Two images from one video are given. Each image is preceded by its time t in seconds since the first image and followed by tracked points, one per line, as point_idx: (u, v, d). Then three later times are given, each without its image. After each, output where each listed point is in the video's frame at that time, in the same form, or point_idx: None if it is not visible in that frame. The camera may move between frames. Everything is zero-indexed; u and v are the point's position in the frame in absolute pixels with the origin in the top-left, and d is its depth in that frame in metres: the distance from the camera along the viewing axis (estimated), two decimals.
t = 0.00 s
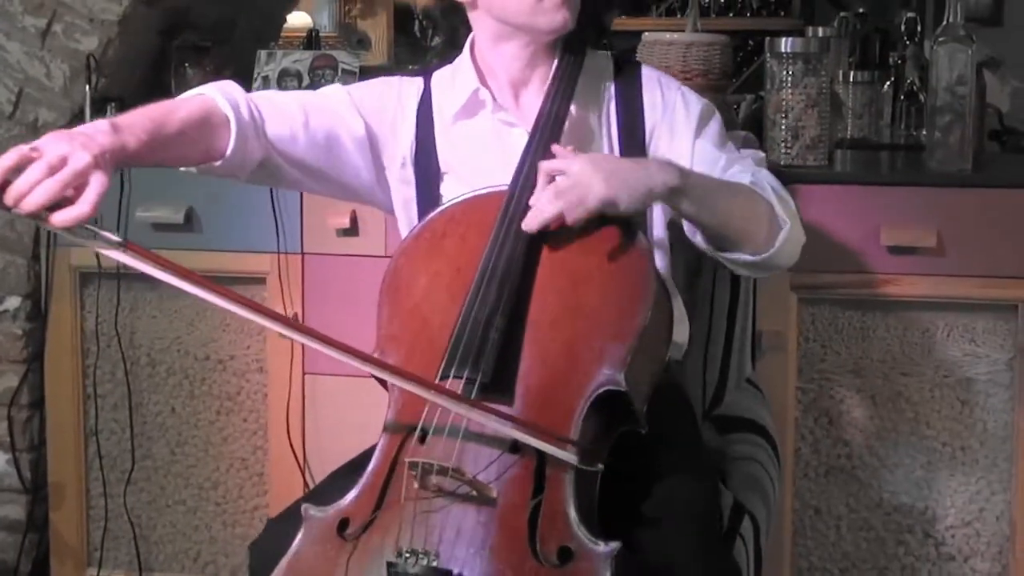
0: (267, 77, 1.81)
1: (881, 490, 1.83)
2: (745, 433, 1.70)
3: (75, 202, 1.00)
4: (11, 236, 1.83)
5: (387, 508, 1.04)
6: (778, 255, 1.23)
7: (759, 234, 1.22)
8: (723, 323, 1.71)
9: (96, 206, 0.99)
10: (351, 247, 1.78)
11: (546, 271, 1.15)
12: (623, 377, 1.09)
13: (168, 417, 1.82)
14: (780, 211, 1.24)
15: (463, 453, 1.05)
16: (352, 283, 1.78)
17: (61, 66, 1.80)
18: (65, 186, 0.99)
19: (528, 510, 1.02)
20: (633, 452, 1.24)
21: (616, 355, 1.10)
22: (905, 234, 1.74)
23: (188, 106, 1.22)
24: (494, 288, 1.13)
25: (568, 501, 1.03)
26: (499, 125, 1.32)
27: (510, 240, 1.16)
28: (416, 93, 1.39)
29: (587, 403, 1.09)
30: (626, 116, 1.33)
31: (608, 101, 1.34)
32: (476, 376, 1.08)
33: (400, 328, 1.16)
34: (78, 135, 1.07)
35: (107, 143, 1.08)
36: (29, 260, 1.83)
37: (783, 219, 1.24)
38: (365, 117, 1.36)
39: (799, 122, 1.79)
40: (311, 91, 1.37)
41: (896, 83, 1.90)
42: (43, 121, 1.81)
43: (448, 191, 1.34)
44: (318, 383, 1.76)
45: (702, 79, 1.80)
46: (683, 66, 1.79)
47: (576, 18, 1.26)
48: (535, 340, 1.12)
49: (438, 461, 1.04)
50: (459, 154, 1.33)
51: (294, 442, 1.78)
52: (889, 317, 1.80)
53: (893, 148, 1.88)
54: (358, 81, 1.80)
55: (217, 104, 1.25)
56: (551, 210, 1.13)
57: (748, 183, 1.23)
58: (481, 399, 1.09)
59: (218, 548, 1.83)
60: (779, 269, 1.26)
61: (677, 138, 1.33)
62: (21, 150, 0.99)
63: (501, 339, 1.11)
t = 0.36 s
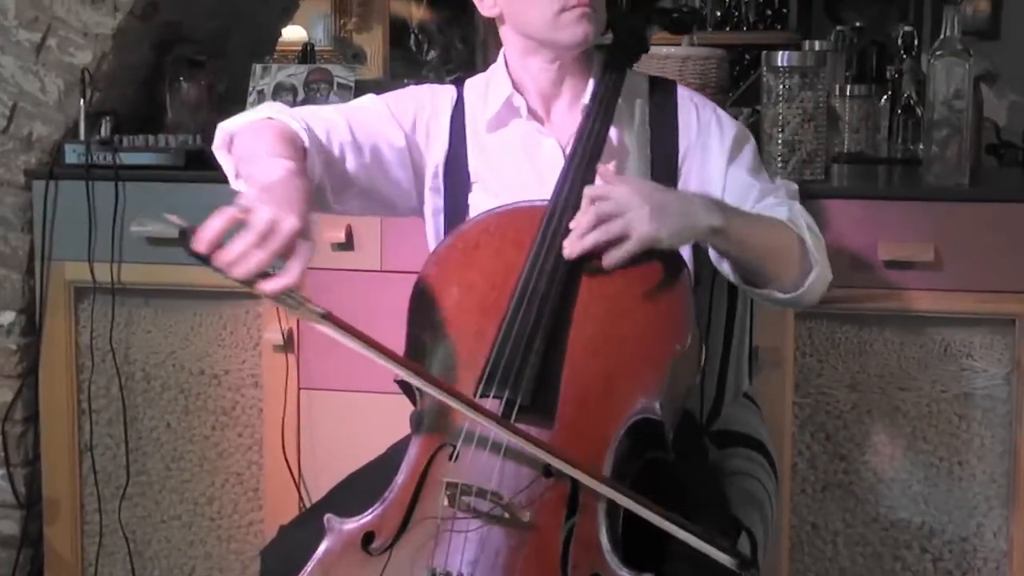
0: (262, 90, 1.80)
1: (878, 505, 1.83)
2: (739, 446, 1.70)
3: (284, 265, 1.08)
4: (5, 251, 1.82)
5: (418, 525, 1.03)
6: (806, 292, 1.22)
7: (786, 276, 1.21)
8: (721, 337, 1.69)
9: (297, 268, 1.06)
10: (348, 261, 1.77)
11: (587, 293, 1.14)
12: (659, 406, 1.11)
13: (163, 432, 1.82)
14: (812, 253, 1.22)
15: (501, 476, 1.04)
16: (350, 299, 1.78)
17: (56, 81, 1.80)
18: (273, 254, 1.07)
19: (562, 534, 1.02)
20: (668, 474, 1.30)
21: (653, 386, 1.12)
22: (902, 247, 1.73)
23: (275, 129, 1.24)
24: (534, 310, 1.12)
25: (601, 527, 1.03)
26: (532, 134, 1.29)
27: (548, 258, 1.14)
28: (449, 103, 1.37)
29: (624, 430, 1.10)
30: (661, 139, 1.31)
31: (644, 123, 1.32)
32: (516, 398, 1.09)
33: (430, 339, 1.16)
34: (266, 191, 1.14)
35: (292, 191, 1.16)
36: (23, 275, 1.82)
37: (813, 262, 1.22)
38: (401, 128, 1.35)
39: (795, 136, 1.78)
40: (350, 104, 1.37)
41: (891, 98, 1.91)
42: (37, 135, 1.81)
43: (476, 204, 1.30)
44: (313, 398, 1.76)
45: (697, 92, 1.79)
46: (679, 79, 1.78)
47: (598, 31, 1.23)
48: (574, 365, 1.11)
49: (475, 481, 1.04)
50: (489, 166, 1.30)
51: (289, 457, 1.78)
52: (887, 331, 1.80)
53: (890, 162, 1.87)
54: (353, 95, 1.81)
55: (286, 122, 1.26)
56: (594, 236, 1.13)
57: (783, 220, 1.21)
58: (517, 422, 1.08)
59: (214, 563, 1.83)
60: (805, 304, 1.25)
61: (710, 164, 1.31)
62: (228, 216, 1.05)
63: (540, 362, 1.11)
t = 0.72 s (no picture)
0: (257, 104, 1.80)
1: (875, 520, 1.82)
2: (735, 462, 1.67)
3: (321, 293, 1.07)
4: None
5: (408, 541, 1.02)
6: (792, 322, 1.22)
7: (772, 301, 1.21)
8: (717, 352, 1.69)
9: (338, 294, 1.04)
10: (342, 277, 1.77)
11: (576, 308, 1.14)
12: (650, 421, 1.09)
13: (158, 447, 1.81)
14: (798, 283, 1.22)
15: (490, 490, 1.03)
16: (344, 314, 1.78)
17: (51, 95, 1.79)
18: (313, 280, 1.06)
19: (551, 549, 1.00)
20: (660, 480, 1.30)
21: (645, 399, 1.10)
22: (898, 262, 1.73)
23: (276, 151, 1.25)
24: (524, 325, 1.12)
25: (591, 546, 1.01)
26: (531, 158, 1.29)
27: (540, 275, 1.14)
28: (447, 119, 1.36)
29: (615, 445, 1.08)
30: (659, 160, 1.32)
31: (643, 143, 1.32)
32: (504, 413, 1.07)
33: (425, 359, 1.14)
34: (298, 215, 1.12)
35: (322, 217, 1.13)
36: (17, 289, 1.81)
37: (799, 292, 1.22)
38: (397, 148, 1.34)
39: (791, 150, 1.78)
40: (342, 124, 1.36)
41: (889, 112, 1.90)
42: (32, 149, 1.80)
43: (473, 223, 1.30)
44: (308, 413, 1.76)
45: (693, 106, 1.79)
46: (675, 93, 1.78)
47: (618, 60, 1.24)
48: (564, 375, 1.10)
49: (463, 495, 1.03)
50: (485, 185, 1.30)
51: (284, 472, 1.77)
52: (883, 346, 1.79)
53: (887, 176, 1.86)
54: (348, 110, 1.80)
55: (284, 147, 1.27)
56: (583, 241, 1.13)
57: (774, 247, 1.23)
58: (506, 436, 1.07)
59: None
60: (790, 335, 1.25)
61: (706, 189, 1.31)
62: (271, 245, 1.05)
63: (531, 377, 1.10)
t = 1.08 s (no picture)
0: (252, 118, 1.80)
1: (872, 536, 1.82)
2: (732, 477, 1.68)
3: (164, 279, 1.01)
4: None
5: (371, 554, 1.02)
6: (763, 311, 1.22)
7: (739, 292, 1.21)
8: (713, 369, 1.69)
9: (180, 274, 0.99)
10: (336, 291, 1.76)
11: (527, 316, 1.14)
12: (604, 421, 1.07)
13: (153, 462, 1.81)
14: (764, 269, 1.23)
15: (441, 497, 1.03)
16: (338, 327, 1.77)
17: (45, 109, 1.79)
18: (156, 262, 1.00)
19: (509, 554, 1.00)
20: (622, 484, 1.28)
21: (597, 400, 1.08)
22: (894, 276, 1.73)
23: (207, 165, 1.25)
24: (474, 334, 1.12)
25: (549, 546, 1.00)
26: (487, 170, 1.30)
27: (491, 285, 1.14)
28: (402, 140, 1.38)
29: (568, 447, 1.07)
30: (618, 161, 1.32)
31: (598, 148, 1.33)
32: (454, 422, 1.07)
33: (382, 376, 1.14)
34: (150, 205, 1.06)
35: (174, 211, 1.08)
36: (12, 304, 1.81)
37: (767, 278, 1.22)
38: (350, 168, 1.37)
39: (788, 164, 1.77)
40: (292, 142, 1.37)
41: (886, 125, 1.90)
42: (26, 164, 1.80)
43: (435, 238, 1.31)
44: (304, 429, 1.75)
45: (690, 121, 1.78)
46: (670, 108, 1.77)
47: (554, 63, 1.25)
48: (514, 381, 1.10)
49: (416, 505, 1.03)
50: (443, 199, 1.32)
51: (279, 487, 1.77)
52: (880, 362, 1.79)
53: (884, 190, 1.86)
54: (343, 124, 1.79)
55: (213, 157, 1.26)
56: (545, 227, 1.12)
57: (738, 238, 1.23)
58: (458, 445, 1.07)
59: None
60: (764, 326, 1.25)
61: (668, 186, 1.31)
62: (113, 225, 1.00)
63: (481, 387, 1.09)
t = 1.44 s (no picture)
0: (247, 133, 1.79)
1: (869, 552, 1.81)
2: (728, 491, 1.67)
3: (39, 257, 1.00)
4: None
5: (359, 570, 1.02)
6: (753, 320, 1.21)
7: (725, 305, 1.21)
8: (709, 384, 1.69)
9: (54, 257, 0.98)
10: (331, 306, 1.76)
11: (513, 330, 1.13)
12: (593, 435, 1.06)
13: (147, 477, 1.80)
14: (750, 282, 1.22)
15: (429, 512, 1.04)
16: (332, 342, 1.77)
17: (39, 123, 1.78)
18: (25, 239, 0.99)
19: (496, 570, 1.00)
20: (614, 495, 1.26)
21: (585, 412, 1.08)
22: (891, 291, 1.73)
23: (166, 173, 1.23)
24: (460, 349, 1.12)
25: (538, 561, 1.01)
26: (470, 187, 1.30)
27: (475, 300, 1.14)
28: (386, 156, 1.39)
29: (556, 461, 1.07)
30: (602, 176, 1.32)
31: (582, 163, 1.33)
32: (442, 436, 1.07)
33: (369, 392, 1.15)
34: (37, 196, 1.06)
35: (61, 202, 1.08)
36: (5, 319, 1.80)
37: (752, 291, 1.22)
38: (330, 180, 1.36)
39: (785, 178, 1.76)
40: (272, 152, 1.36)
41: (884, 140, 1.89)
42: (21, 178, 1.79)
43: (421, 251, 1.31)
44: (298, 444, 1.75)
45: (686, 135, 1.77)
46: (667, 122, 1.76)
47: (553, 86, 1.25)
48: (501, 396, 1.10)
49: (404, 520, 1.03)
50: (430, 214, 1.31)
51: (273, 502, 1.76)
52: (876, 377, 1.78)
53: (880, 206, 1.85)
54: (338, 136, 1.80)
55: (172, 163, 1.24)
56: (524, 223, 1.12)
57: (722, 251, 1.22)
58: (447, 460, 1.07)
59: None
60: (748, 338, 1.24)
61: (652, 201, 1.31)
62: None
63: (468, 405, 1.09)
